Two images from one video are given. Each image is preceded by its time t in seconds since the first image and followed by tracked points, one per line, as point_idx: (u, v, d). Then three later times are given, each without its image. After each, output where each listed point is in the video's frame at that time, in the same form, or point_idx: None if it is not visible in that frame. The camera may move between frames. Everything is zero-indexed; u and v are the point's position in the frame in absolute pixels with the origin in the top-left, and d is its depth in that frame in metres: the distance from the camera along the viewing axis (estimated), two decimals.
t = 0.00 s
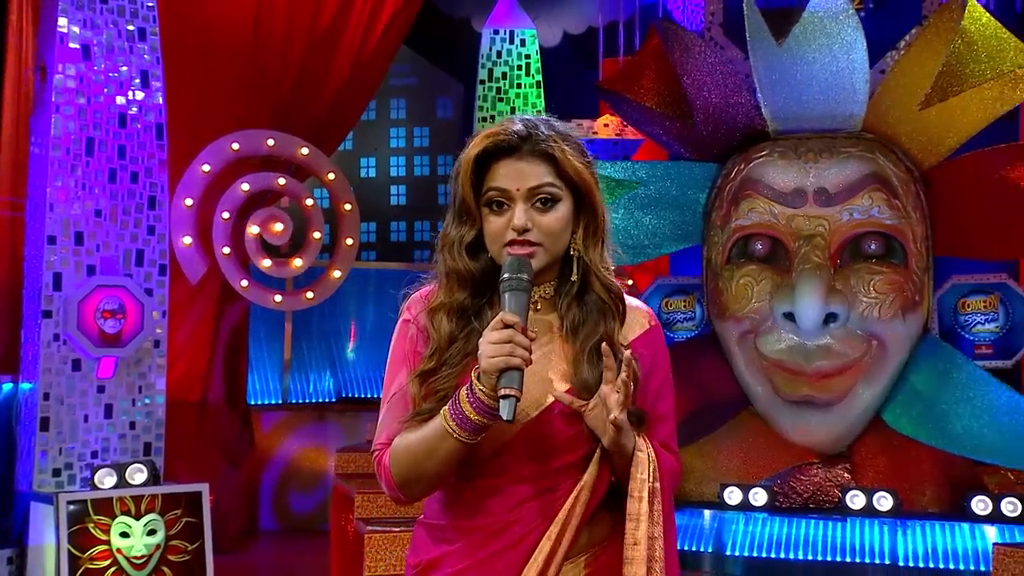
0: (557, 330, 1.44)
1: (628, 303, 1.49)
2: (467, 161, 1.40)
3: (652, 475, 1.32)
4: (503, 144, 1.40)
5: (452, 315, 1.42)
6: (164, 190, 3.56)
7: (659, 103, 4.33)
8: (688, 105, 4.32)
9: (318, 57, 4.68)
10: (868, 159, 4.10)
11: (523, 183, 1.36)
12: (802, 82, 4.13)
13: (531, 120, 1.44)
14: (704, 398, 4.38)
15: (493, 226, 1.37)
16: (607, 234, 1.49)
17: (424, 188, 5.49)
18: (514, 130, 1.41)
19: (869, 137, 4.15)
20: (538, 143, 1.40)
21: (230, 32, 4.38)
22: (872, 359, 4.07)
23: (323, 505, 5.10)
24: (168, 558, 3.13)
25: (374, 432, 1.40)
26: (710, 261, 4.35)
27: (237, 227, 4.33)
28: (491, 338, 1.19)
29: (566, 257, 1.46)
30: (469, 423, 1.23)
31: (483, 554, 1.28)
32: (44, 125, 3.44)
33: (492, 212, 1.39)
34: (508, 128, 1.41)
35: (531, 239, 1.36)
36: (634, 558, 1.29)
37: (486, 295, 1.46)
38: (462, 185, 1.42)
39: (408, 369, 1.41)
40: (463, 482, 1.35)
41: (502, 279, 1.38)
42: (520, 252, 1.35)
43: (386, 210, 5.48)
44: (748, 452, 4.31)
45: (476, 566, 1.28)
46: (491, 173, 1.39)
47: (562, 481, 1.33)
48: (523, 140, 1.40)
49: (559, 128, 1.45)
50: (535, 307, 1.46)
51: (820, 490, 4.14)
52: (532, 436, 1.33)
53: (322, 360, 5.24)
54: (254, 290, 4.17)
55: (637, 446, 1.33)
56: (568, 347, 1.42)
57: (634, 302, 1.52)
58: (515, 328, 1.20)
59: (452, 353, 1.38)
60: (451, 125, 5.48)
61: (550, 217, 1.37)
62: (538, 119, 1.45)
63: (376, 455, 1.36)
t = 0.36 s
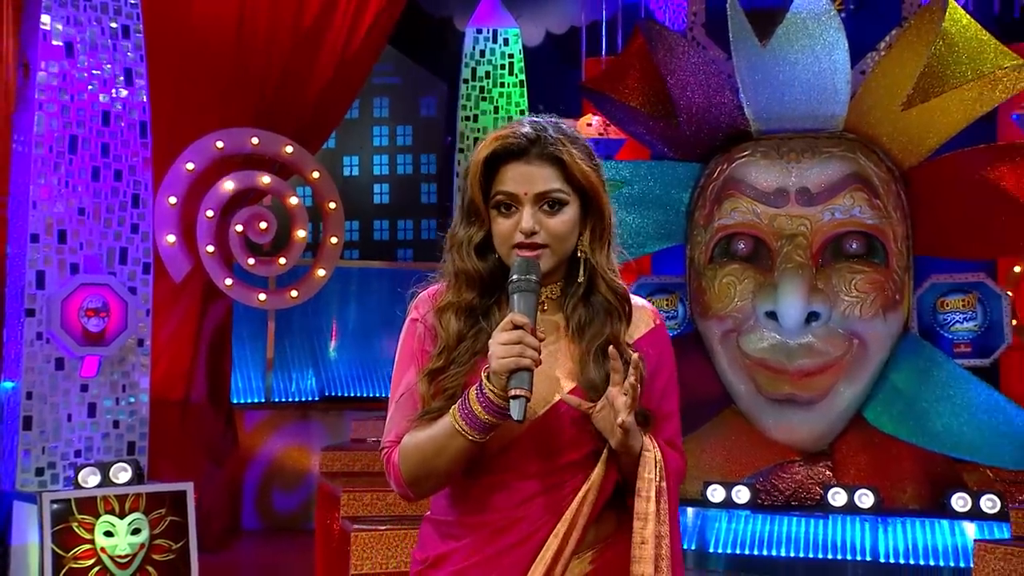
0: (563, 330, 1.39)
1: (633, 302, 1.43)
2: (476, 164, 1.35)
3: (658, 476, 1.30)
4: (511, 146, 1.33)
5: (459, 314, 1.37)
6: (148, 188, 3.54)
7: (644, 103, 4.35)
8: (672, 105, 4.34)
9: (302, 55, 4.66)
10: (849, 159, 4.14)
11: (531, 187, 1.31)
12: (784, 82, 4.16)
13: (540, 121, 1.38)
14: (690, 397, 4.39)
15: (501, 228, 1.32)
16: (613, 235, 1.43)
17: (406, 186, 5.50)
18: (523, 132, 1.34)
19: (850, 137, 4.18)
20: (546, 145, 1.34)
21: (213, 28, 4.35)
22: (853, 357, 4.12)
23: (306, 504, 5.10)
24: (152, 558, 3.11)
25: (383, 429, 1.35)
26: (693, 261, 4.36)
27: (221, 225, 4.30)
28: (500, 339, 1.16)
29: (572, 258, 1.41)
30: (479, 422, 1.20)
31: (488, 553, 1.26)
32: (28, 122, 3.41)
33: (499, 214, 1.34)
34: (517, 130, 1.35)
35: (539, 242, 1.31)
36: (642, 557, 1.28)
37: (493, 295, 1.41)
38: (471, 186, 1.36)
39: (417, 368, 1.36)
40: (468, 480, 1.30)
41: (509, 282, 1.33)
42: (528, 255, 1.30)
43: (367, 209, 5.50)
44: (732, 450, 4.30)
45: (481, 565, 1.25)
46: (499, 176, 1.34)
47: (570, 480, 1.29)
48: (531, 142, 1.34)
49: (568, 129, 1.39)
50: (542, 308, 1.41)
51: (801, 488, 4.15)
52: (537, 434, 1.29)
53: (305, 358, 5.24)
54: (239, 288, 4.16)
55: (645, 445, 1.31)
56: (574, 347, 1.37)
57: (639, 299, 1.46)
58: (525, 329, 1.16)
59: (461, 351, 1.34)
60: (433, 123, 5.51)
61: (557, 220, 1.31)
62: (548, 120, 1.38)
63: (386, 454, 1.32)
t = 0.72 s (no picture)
0: (570, 332, 1.40)
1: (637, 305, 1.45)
2: (483, 167, 1.36)
3: (661, 492, 1.29)
4: (517, 149, 1.34)
5: (466, 314, 1.38)
6: (132, 187, 3.52)
7: (630, 103, 4.39)
8: (657, 106, 4.38)
9: (287, 52, 4.64)
10: (831, 159, 4.17)
11: (536, 191, 1.31)
12: (767, 83, 4.19)
13: (548, 125, 1.39)
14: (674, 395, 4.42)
15: (507, 230, 1.33)
16: (620, 239, 1.44)
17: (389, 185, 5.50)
18: (530, 136, 1.35)
19: (832, 138, 4.22)
20: (553, 149, 1.34)
21: (197, 25, 4.33)
22: (834, 356, 4.15)
23: (289, 503, 5.09)
24: (137, 557, 3.10)
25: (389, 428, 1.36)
26: (676, 260, 4.40)
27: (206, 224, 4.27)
28: (506, 343, 1.16)
29: (578, 261, 1.42)
30: (482, 422, 1.20)
31: (492, 559, 1.25)
32: (10, 119, 3.38)
33: (505, 217, 1.34)
34: (524, 133, 1.35)
35: (543, 245, 1.32)
36: None
37: (500, 295, 1.42)
38: (478, 189, 1.38)
39: (422, 367, 1.36)
40: (471, 477, 1.31)
41: (514, 283, 1.34)
42: (533, 259, 1.31)
43: (350, 207, 5.48)
44: (715, 448, 4.34)
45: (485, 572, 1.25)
46: (506, 179, 1.35)
47: (574, 483, 1.30)
48: (538, 146, 1.35)
49: (575, 133, 1.39)
50: (548, 309, 1.42)
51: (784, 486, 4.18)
52: (541, 434, 1.30)
53: (289, 357, 5.21)
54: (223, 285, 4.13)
55: (648, 465, 1.29)
56: (582, 349, 1.37)
57: (643, 304, 1.48)
58: (529, 333, 1.16)
59: (465, 350, 1.35)
60: (417, 122, 5.51)
61: (562, 223, 1.32)
62: (555, 123, 1.39)
63: (391, 451, 1.32)
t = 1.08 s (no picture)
0: (571, 334, 1.39)
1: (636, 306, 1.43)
2: (484, 170, 1.36)
3: (660, 488, 1.31)
4: (518, 153, 1.34)
5: (467, 314, 1.38)
6: (116, 185, 3.51)
7: (614, 103, 4.40)
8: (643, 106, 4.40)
9: (271, 50, 4.62)
10: (812, 160, 4.20)
11: (536, 194, 1.31)
12: (750, 83, 4.20)
13: (549, 129, 1.39)
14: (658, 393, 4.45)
15: (507, 232, 1.32)
16: (620, 242, 1.43)
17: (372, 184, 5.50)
18: (530, 139, 1.35)
19: (813, 138, 4.29)
20: (553, 154, 1.34)
21: (181, 21, 4.32)
22: (815, 354, 4.17)
23: (272, 503, 5.06)
24: (121, 556, 3.08)
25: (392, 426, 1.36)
26: (660, 259, 4.42)
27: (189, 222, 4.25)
28: (508, 343, 1.16)
29: (578, 263, 1.41)
30: (484, 421, 1.20)
31: (492, 558, 1.26)
32: None
33: (506, 219, 1.34)
34: (525, 137, 1.35)
35: (544, 247, 1.32)
36: (652, 568, 1.30)
37: (502, 297, 1.41)
38: (479, 192, 1.38)
39: (425, 366, 1.36)
40: (471, 475, 1.31)
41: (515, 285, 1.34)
42: (533, 261, 1.31)
43: (333, 207, 5.49)
44: (698, 445, 4.38)
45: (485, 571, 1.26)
46: (507, 183, 1.35)
47: (570, 482, 1.30)
48: (539, 150, 1.35)
49: (575, 138, 1.39)
50: (549, 310, 1.41)
51: (766, 483, 4.28)
52: (543, 435, 1.29)
53: (272, 355, 5.22)
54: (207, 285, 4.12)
55: (646, 461, 1.31)
56: (581, 350, 1.37)
57: (642, 304, 1.47)
58: (532, 334, 1.16)
59: (468, 350, 1.35)
60: (400, 120, 5.53)
61: (563, 226, 1.32)
62: (555, 128, 1.39)
63: (393, 450, 1.32)
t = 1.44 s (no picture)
0: (569, 333, 1.40)
1: (632, 304, 1.43)
2: (480, 170, 1.36)
3: (659, 484, 1.32)
4: (513, 152, 1.34)
5: (466, 314, 1.38)
6: (100, 182, 3.47)
7: (599, 103, 4.43)
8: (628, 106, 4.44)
9: (256, 47, 4.62)
10: (795, 160, 4.25)
11: (530, 191, 1.31)
12: (733, 83, 4.22)
13: (543, 128, 1.39)
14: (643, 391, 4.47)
15: (503, 230, 1.33)
16: (614, 239, 1.43)
17: (356, 182, 5.50)
18: (524, 138, 1.35)
19: (796, 138, 4.35)
20: (547, 152, 1.34)
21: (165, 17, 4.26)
22: (798, 352, 4.21)
23: (255, 502, 4.97)
24: (105, 555, 3.06)
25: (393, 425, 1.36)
26: (643, 258, 4.44)
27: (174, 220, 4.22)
28: (503, 342, 1.16)
29: (574, 261, 1.42)
30: (482, 419, 1.21)
31: (492, 554, 1.27)
32: None
33: (502, 217, 1.34)
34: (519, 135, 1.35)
35: (539, 244, 1.31)
36: (652, 564, 1.31)
37: (500, 296, 1.42)
38: (475, 192, 1.38)
39: (425, 366, 1.36)
40: (471, 472, 1.32)
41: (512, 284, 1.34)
42: (529, 258, 1.31)
43: (316, 204, 5.48)
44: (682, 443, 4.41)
45: (485, 567, 1.27)
46: (502, 181, 1.35)
47: (568, 480, 1.31)
48: (532, 149, 1.35)
49: (569, 137, 1.40)
50: (547, 309, 1.42)
51: (748, 481, 4.28)
52: (537, 433, 1.30)
53: (255, 354, 5.21)
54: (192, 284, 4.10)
55: (643, 458, 1.31)
56: (579, 349, 1.37)
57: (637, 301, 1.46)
58: (528, 332, 1.16)
59: (467, 349, 1.35)
60: (383, 119, 5.53)
61: (557, 223, 1.32)
62: (550, 128, 1.40)
63: (394, 449, 1.33)
